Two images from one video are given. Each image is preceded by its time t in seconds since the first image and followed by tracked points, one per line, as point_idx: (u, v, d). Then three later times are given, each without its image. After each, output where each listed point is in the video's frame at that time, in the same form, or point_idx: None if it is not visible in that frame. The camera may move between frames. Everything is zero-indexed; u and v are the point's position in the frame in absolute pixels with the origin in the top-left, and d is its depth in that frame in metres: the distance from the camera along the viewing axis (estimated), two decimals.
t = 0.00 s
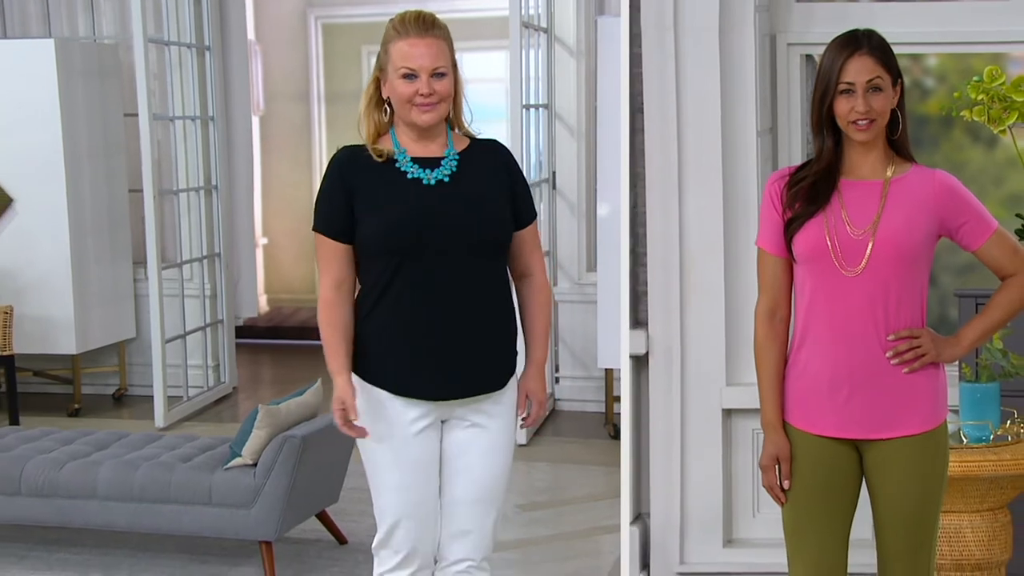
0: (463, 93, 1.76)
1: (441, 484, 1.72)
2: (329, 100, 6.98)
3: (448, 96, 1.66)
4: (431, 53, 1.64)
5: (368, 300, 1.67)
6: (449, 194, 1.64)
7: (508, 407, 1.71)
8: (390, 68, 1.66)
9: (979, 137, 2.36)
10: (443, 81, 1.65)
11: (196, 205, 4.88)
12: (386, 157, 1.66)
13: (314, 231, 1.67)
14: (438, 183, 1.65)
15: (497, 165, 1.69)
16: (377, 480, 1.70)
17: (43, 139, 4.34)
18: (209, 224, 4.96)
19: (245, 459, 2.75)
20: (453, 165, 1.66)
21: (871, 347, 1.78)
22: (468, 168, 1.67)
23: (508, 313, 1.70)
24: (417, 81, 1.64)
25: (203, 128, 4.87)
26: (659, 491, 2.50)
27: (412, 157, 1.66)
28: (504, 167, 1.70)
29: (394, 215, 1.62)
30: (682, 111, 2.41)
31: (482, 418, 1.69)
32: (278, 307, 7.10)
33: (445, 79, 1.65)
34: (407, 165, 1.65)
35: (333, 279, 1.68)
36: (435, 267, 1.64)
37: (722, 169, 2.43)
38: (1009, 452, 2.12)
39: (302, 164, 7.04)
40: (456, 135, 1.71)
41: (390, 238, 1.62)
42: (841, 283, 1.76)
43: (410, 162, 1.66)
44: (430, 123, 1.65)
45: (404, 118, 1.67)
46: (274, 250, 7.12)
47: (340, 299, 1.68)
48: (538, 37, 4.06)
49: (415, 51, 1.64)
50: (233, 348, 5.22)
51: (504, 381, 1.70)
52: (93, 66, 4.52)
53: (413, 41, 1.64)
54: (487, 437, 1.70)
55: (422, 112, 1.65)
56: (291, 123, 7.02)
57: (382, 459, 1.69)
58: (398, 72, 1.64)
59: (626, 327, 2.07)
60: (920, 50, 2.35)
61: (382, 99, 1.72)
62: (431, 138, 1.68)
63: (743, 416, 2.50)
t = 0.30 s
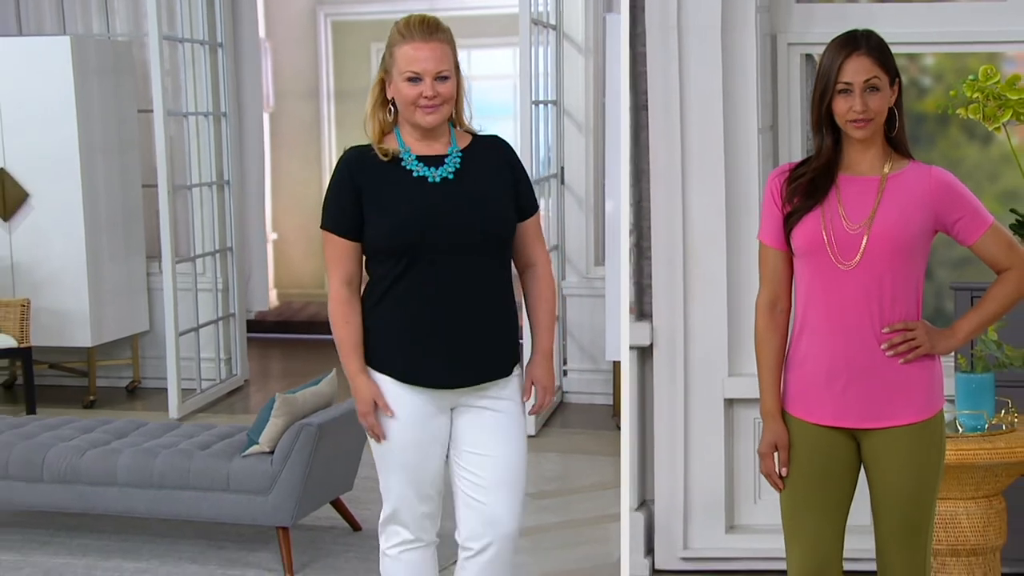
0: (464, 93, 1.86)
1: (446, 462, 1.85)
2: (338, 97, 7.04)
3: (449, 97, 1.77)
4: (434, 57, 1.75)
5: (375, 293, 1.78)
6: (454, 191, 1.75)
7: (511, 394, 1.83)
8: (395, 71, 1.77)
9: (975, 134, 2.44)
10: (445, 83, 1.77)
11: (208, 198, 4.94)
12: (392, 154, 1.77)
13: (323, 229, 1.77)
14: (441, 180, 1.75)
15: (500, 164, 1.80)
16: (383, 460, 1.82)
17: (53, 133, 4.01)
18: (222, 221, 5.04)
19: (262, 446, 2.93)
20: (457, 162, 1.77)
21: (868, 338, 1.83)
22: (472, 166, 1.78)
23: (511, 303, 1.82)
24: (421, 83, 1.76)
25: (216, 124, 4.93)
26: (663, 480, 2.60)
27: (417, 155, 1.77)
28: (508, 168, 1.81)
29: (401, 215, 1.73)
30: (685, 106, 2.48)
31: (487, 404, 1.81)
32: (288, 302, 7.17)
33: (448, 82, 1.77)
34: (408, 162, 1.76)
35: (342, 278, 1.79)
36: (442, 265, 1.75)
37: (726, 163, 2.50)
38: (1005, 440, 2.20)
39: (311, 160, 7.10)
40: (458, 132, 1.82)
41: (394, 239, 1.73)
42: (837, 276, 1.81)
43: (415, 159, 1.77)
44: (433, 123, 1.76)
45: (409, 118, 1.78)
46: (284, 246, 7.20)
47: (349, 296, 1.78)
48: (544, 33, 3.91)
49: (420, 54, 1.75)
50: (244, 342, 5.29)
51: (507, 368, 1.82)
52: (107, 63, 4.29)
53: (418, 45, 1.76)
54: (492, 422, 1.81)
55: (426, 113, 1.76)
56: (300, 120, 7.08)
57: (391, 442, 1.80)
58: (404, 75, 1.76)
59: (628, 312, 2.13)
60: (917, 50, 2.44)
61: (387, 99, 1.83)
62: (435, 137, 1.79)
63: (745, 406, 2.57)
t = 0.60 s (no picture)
0: (478, 93, 2.15)
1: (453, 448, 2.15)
2: (348, 95, 7.11)
3: (459, 95, 2.08)
4: (443, 55, 2.05)
5: (385, 281, 2.08)
6: (456, 183, 2.03)
7: (515, 382, 2.11)
8: (408, 71, 2.08)
9: (970, 132, 2.52)
10: (455, 81, 2.07)
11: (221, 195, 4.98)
12: (405, 151, 2.08)
13: (343, 223, 2.11)
14: (448, 176, 2.04)
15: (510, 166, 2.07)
16: (396, 445, 2.12)
17: (67, 131, 3.52)
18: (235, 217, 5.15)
19: (280, 437, 3.23)
20: (463, 161, 2.05)
21: (864, 331, 1.99)
22: (476, 164, 2.06)
23: (516, 293, 2.09)
24: (431, 82, 2.06)
25: (228, 122, 4.97)
26: (666, 471, 2.73)
27: (426, 154, 2.07)
28: (513, 176, 2.07)
29: (408, 214, 2.02)
30: (688, 102, 2.59)
31: (489, 391, 2.10)
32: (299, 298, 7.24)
33: (457, 79, 2.07)
34: (418, 160, 2.06)
35: (355, 268, 2.14)
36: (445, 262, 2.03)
37: (727, 158, 2.59)
38: (998, 430, 2.37)
39: (321, 158, 7.17)
40: (471, 128, 2.12)
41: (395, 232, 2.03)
42: (838, 271, 1.96)
43: (424, 158, 2.06)
44: (443, 119, 2.06)
45: (421, 116, 2.08)
46: (295, 243, 7.27)
47: (359, 288, 2.15)
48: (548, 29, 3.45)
49: (430, 55, 2.05)
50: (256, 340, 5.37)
51: (507, 347, 2.08)
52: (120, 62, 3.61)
53: (428, 43, 2.06)
54: (494, 411, 2.10)
55: (437, 110, 2.06)
56: (311, 118, 7.14)
57: (399, 427, 2.11)
58: (415, 74, 2.06)
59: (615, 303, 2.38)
60: (914, 50, 2.50)
61: (400, 99, 2.14)
62: (447, 134, 2.09)
63: (746, 397, 2.67)
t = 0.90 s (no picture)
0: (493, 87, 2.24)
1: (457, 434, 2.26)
2: (354, 93, 7.15)
3: (467, 87, 2.18)
4: (453, 48, 2.16)
5: (392, 265, 2.20)
6: (458, 174, 2.13)
7: (515, 368, 2.21)
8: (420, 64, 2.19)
9: (965, 131, 2.55)
10: (462, 74, 2.18)
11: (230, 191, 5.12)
12: (415, 141, 2.18)
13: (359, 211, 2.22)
14: (450, 167, 2.13)
15: (515, 160, 2.15)
16: (405, 430, 2.23)
17: (79, 131, 3.62)
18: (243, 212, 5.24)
19: (291, 426, 3.51)
20: (468, 151, 2.14)
21: (864, 325, 2.06)
22: (480, 155, 2.14)
23: (517, 279, 2.19)
24: (439, 74, 2.17)
25: (237, 119, 5.09)
26: (669, 461, 2.79)
27: (434, 144, 2.16)
28: (515, 171, 2.15)
29: (414, 204, 2.12)
30: (691, 99, 2.65)
31: (490, 377, 2.20)
32: (304, 295, 7.30)
33: (465, 72, 2.18)
34: (427, 151, 2.16)
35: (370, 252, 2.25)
36: (447, 252, 2.14)
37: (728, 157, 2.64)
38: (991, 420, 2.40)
39: (327, 154, 7.23)
40: (483, 121, 2.20)
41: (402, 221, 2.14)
42: (839, 267, 2.03)
43: (432, 148, 2.16)
44: (450, 110, 2.17)
45: (431, 107, 2.19)
46: (301, 239, 7.33)
47: (374, 270, 2.25)
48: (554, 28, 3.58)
49: (439, 48, 2.16)
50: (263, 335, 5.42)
51: (505, 331, 2.19)
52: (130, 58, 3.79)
53: (438, 37, 2.16)
54: (494, 396, 2.20)
55: (444, 102, 2.18)
56: (316, 116, 7.20)
57: (410, 416, 2.22)
58: (425, 67, 2.17)
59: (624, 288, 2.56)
60: (910, 52, 2.55)
61: (415, 92, 2.25)
62: (456, 124, 2.19)
63: (747, 388, 2.71)
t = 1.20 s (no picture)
0: (499, 82, 2.29)
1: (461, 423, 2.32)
2: (358, 92, 7.21)
3: (473, 83, 2.23)
4: (459, 45, 2.21)
5: (400, 257, 2.26)
6: (463, 167, 2.18)
7: (515, 358, 2.26)
8: (426, 60, 2.24)
9: (960, 128, 2.67)
10: (468, 71, 2.23)
11: (236, 189, 5.20)
12: (421, 136, 2.24)
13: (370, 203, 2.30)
14: (454, 161, 2.19)
15: (518, 155, 2.20)
16: (411, 420, 2.29)
17: (82, 131, 3.69)
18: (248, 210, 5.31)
19: (299, 418, 3.62)
20: (472, 146, 2.20)
21: (868, 319, 2.09)
22: (483, 149, 2.20)
23: (519, 271, 2.24)
24: (445, 70, 2.22)
25: (242, 117, 5.15)
26: (672, 452, 2.84)
27: (439, 140, 2.22)
28: (518, 165, 2.20)
29: (420, 198, 2.18)
30: (693, 95, 2.70)
31: (492, 367, 2.25)
32: (308, 292, 7.36)
33: (470, 68, 2.23)
34: (431, 145, 2.22)
35: (378, 246, 2.32)
36: (451, 245, 2.20)
37: (731, 154, 2.69)
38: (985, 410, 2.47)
39: (331, 152, 7.27)
40: (489, 116, 2.25)
41: (408, 215, 2.21)
42: (841, 263, 2.07)
43: (436, 143, 2.22)
44: (456, 106, 2.23)
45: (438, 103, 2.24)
46: (304, 237, 7.37)
47: (383, 262, 2.33)
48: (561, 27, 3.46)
49: (446, 45, 2.21)
50: (267, 331, 5.47)
51: (507, 322, 2.23)
52: (136, 57, 3.76)
53: (445, 34, 2.22)
54: (495, 385, 2.26)
55: (450, 98, 2.22)
56: (320, 114, 7.24)
57: (417, 405, 2.27)
58: (431, 63, 2.22)
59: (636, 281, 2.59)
60: (906, 51, 2.63)
61: (422, 87, 2.31)
62: (462, 119, 2.25)
63: (747, 376, 2.77)
